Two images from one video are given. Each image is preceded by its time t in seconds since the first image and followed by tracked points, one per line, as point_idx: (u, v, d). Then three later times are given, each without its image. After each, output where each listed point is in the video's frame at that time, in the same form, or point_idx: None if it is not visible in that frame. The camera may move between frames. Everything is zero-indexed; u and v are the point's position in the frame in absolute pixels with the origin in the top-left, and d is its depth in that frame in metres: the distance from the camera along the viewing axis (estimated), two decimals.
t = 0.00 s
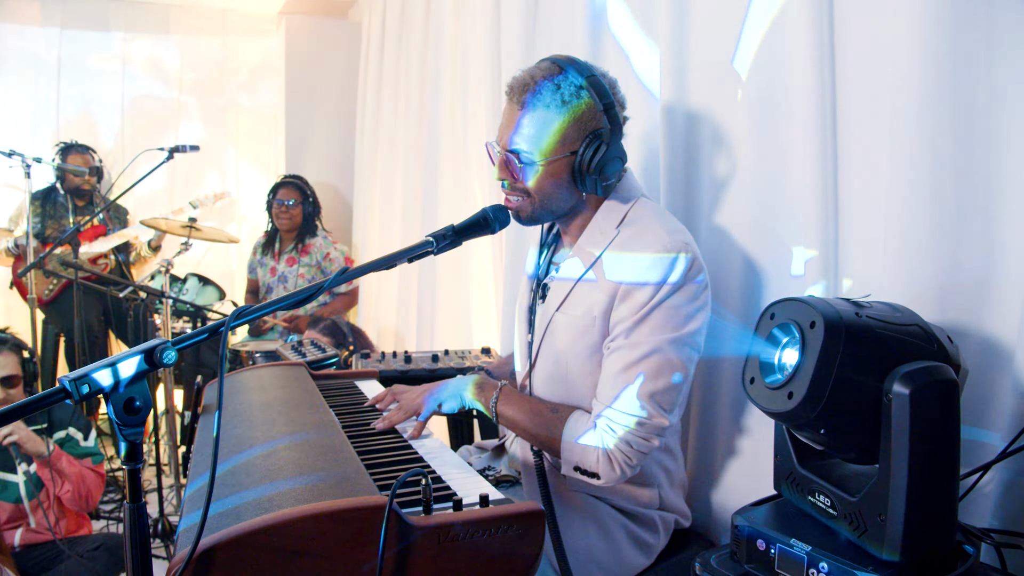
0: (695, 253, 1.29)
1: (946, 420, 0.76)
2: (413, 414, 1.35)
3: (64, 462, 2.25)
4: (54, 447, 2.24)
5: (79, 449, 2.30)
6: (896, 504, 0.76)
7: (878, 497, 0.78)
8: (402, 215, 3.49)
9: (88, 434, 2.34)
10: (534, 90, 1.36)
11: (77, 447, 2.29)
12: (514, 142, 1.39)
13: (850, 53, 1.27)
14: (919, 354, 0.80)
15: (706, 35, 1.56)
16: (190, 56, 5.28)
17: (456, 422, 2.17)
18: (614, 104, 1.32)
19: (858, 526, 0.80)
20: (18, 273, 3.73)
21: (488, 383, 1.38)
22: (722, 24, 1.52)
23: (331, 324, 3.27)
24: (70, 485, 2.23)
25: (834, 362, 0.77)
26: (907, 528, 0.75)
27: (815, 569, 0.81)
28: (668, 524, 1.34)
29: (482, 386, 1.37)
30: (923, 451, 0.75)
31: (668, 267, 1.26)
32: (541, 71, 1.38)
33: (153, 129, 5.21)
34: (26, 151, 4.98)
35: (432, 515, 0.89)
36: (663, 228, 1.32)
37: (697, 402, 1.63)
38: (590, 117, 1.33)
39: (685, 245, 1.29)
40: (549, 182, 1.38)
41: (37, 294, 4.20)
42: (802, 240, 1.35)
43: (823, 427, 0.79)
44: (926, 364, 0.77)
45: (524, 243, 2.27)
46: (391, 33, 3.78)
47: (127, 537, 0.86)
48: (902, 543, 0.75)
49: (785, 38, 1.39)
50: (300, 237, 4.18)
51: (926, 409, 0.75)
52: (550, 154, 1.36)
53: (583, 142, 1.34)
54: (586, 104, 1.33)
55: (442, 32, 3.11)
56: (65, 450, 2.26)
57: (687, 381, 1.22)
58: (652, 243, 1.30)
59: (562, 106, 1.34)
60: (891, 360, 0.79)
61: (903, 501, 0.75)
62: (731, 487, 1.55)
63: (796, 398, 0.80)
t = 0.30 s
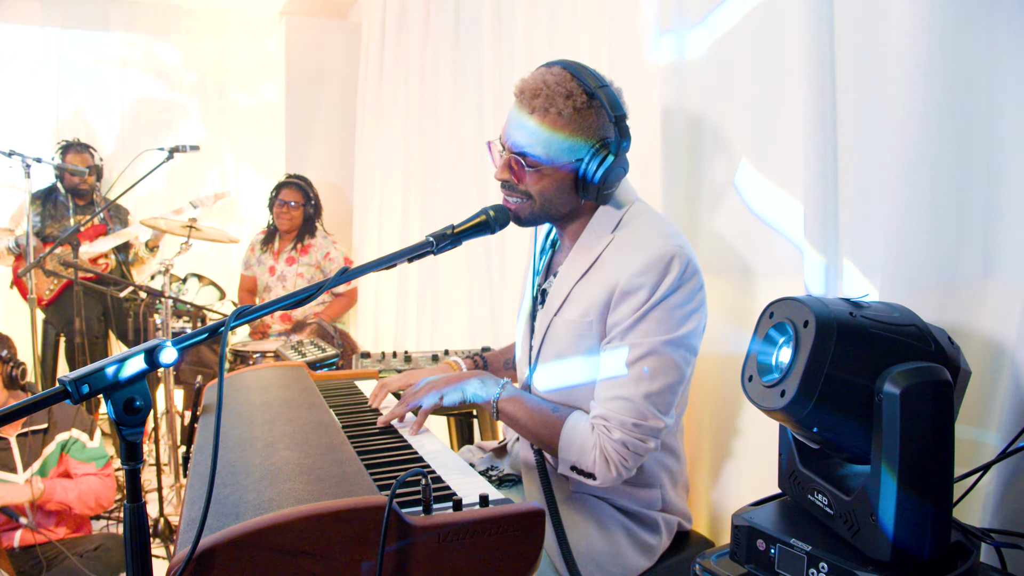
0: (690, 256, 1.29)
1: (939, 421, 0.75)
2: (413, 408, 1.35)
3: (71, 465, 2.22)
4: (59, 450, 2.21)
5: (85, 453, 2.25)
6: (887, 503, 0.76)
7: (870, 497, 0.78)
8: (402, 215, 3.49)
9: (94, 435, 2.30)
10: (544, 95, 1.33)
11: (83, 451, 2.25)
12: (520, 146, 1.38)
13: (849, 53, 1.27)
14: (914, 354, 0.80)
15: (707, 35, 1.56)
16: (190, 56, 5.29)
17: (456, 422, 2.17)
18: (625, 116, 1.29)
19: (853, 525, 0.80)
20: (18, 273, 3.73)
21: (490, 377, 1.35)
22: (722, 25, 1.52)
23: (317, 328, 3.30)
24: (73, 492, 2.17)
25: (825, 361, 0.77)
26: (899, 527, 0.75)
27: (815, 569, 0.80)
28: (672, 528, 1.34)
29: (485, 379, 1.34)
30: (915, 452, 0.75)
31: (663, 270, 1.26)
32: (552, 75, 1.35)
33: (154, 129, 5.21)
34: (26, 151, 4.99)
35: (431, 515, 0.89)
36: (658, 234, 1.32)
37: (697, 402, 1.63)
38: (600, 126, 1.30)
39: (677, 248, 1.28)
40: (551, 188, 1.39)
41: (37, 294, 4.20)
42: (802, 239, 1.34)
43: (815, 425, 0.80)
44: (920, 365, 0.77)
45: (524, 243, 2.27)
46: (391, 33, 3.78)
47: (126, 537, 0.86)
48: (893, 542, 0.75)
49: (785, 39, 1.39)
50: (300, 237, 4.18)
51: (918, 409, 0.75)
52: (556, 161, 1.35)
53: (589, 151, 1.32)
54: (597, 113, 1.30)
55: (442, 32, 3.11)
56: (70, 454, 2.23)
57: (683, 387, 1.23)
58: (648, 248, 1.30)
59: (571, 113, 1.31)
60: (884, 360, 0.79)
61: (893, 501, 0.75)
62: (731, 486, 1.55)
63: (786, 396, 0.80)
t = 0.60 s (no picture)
0: (681, 252, 1.29)
1: (932, 421, 0.75)
2: (413, 410, 1.35)
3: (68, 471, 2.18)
4: (57, 456, 2.16)
5: (82, 458, 2.19)
6: (878, 502, 0.76)
7: (863, 495, 0.78)
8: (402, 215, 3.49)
9: (93, 440, 2.22)
10: (562, 101, 1.33)
11: (81, 457, 2.19)
12: (531, 147, 1.37)
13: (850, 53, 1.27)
14: (909, 353, 0.80)
15: (707, 36, 1.56)
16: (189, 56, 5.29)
17: (455, 422, 2.17)
18: (634, 130, 1.33)
19: (847, 524, 0.80)
20: (18, 273, 3.73)
21: (489, 378, 1.37)
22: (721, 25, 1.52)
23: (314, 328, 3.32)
24: (79, 508, 2.12)
25: (816, 359, 0.78)
26: (889, 526, 0.75)
27: (815, 568, 0.80)
28: (674, 528, 1.34)
29: (484, 380, 1.36)
30: (905, 450, 0.75)
31: (656, 267, 1.26)
32: (567, 81, 1.35)
33: (153, 129, 5.22)
34: (26, 151, 4.98)
35: (431, 515, 0.89)
36: (650, 231, 1.32)
37: (697, 401, 1.63)
38: (608, 139, 1.35)
39: (667, 243, 1.29)
40: (556, 193, 1.39)
41: (37, 294, 4.20)
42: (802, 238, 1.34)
43: (809, 424, 0.80)
44: (914, 364, 0.77)
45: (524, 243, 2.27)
46: (391, 32, 3.77)
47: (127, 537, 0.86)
48: (884, 542, 0.75)
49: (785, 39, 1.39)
50: (300, 236, 4.17)
51: (909, 409, 0.75)
52: (564, 168, 1.36)
53: (597, 161, 1.35)
54: (608, 127, 1.34)
55: (442, 32, 3.11)
56: (69, 460, 2.18)
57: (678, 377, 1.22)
58: (640, 244, 1.30)
59: (586, 123, 1.33)
60: (877, 360, 0.79)
61: (885, 500, 0.75)
62: (731, 486, 1.55)
63: (780, 395, 0.80)
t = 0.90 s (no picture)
0: (677, 250, 1.29)
1: (922, 421, 0.75)
2: (412, 410, 1.33)
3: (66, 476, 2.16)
4: (56, 459, 2.16)
5: (80, 464, 2.17)
6: (868, 501, 0.76)
7: (855, 495, 0.78)
8: (403, 215, 3.49)
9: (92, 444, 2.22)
10: (565, 102, 1.34)
11: (80, 462, 2.18)
12: (533, 147, 1.36)
13: (850, 52, 1.27)
14: (904, 353, 0.80)
15: (708, 35, 1.56)
16: (189, 56, 5.28)
17: (455, 422, 2.17)
18: (637, 133, 1.38)
19: (841, 524, 0.80)
20: (19, 274, 3.73)
21: (488, 377, 1.36)
22: (722, 25, 1.52)
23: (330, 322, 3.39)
24: (82, 519, 2.12)
25: (808, 358, 0.78)
26: (879, 524, 0.75)
27: (815, 569, 0.80)
28: (672, 526, 1.34)
29: (483, 379, 1.36)
30: (894, 449, 0.75)
31: (652, 266, 1.27)
32: (570, 82, 1.36)
33: (154, 130, 5.22)
34: (26, 151, 4.98)
35: (431, 515, 0.89)
36: (646, 228, 1.33)
37: (697, 401, 1.63)
38: (609, 140, 1.37)
39: (663, 241, 1.29)
40: (555, 194, 1.39)
41: (37, 294, 4.20)
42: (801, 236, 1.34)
43: (803, 423, 0.80)
44: (906, 364, 0.77)
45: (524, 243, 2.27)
46: (391, 32, 3.77)
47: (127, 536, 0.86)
48: (873, 540, 0.75)
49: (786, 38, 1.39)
50: (301, 236, 4.17)
51: (899, 409, 0.75)
52: (564, 168, 1.36)
53: (597, 161, 1.36)
54: (609, 128, 1.36)
55: (442, 31, 3.10)
56: (69, 464, 2.16)
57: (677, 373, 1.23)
58: (635, 243, 1.30)
59: (588, 123, 1.34)
60: (870, 360, 0.79)
61: (874, 500, 0.75)
62: (731, 486, 1.55)
63: (773, 395, 0.81)
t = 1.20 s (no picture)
0: (677, 252, 1.29)
1: (916, 423, 0.74)
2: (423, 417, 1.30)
3: (69, 475, 2.16)
4: (60, 459, 2.16)
5: (83, 464, 2.18)
6: (860, 502, 0.76)
7: (850, 495, 0.78)
8: (403, 214, 3.49)
9: (95, 445, 2.23)
10: (559, 100, 1.35)
11: (82, 462, 2.18)
12: (531, 147, 1.36)
13: (850, 51, 1.27)
14: (897, 353, 0.80)
15: (707, 35, 1.56)
16: (189, 56, 5.28)
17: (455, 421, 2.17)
18: (630, 126, 1.36)
19: (837, 523, 0.80)
20: (19, 274, 3.73)
21: (501, 396, 1.34)
22: (723, 25, 1.52)
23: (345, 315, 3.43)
24: (80, 519, 2.12)
25: (801, 357, 0.79)
26: (872, 525, 0.75)
27: (815, 568, 0.80)
28: (674, 527, 1.33)
29: (496, 398, 1.33)
30: (888, 449, 0.74)
31: (656, 270, 1.26)
32: (562, 82, 1.37)
33: (154, 129, 5.22)
34: (26, 151, 4.98)
35: (431, 515, 0.89)
36: (647, 232, 1.33)
37: (698, 401, 1.64)
38: (603, 134, 1.38)
39: (665, 244, 1.29)
40: (554, 193, 1.39)
41: (37, 294, 4.20)
42: (802, 235, 1.34)
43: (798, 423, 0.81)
44: (899, 365, 0.76)
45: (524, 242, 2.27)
46: (391, 31, 3.77)
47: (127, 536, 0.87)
48: (865, 541, 0.75)
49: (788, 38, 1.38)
50: (302, 235, 4.17)
51: (891, 411, 0.74)
52: (563, 165, 1.37)
53: (594, 158, 1.37)
54: (602, 123, 1.38)
55: (442, 30, 3.10)
56: (71, 464, 2.17)
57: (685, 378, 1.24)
58: (637, 247, 1.30)
59: (583, 120, 1.35)
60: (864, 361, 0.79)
61: (866, 501, 0.75)
62: (731, 486, 1.55)
63: (768, 395, 0.83)
